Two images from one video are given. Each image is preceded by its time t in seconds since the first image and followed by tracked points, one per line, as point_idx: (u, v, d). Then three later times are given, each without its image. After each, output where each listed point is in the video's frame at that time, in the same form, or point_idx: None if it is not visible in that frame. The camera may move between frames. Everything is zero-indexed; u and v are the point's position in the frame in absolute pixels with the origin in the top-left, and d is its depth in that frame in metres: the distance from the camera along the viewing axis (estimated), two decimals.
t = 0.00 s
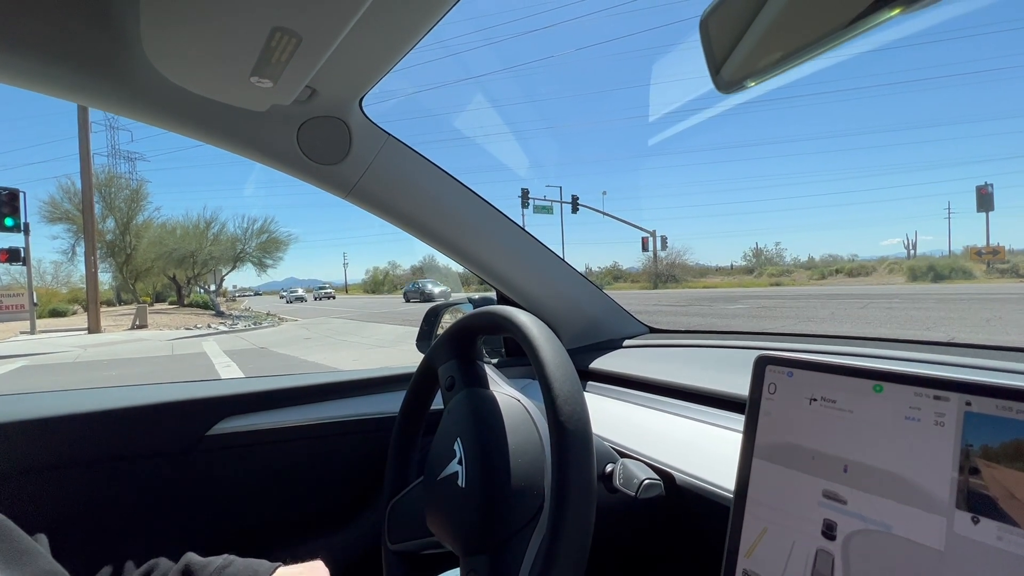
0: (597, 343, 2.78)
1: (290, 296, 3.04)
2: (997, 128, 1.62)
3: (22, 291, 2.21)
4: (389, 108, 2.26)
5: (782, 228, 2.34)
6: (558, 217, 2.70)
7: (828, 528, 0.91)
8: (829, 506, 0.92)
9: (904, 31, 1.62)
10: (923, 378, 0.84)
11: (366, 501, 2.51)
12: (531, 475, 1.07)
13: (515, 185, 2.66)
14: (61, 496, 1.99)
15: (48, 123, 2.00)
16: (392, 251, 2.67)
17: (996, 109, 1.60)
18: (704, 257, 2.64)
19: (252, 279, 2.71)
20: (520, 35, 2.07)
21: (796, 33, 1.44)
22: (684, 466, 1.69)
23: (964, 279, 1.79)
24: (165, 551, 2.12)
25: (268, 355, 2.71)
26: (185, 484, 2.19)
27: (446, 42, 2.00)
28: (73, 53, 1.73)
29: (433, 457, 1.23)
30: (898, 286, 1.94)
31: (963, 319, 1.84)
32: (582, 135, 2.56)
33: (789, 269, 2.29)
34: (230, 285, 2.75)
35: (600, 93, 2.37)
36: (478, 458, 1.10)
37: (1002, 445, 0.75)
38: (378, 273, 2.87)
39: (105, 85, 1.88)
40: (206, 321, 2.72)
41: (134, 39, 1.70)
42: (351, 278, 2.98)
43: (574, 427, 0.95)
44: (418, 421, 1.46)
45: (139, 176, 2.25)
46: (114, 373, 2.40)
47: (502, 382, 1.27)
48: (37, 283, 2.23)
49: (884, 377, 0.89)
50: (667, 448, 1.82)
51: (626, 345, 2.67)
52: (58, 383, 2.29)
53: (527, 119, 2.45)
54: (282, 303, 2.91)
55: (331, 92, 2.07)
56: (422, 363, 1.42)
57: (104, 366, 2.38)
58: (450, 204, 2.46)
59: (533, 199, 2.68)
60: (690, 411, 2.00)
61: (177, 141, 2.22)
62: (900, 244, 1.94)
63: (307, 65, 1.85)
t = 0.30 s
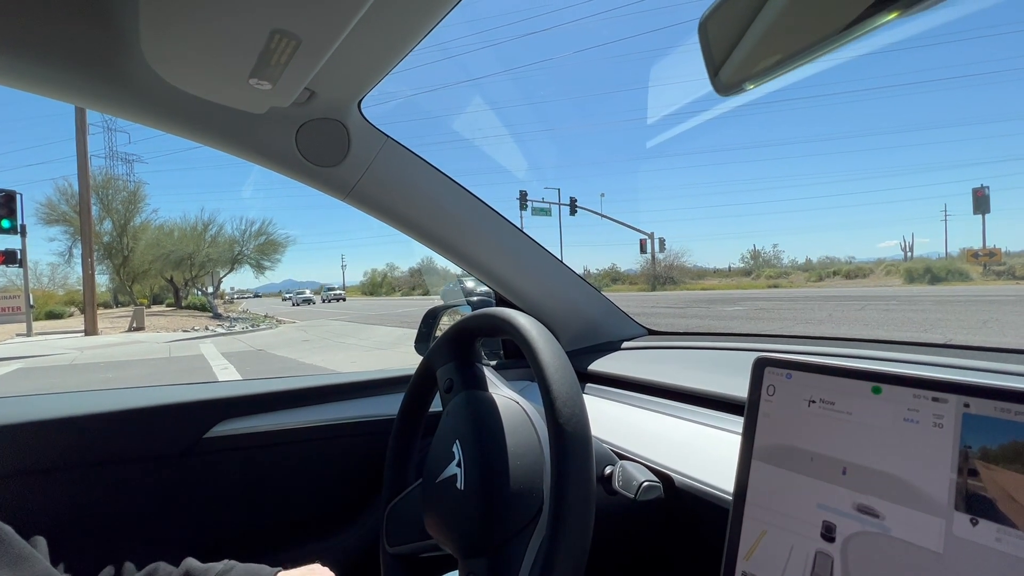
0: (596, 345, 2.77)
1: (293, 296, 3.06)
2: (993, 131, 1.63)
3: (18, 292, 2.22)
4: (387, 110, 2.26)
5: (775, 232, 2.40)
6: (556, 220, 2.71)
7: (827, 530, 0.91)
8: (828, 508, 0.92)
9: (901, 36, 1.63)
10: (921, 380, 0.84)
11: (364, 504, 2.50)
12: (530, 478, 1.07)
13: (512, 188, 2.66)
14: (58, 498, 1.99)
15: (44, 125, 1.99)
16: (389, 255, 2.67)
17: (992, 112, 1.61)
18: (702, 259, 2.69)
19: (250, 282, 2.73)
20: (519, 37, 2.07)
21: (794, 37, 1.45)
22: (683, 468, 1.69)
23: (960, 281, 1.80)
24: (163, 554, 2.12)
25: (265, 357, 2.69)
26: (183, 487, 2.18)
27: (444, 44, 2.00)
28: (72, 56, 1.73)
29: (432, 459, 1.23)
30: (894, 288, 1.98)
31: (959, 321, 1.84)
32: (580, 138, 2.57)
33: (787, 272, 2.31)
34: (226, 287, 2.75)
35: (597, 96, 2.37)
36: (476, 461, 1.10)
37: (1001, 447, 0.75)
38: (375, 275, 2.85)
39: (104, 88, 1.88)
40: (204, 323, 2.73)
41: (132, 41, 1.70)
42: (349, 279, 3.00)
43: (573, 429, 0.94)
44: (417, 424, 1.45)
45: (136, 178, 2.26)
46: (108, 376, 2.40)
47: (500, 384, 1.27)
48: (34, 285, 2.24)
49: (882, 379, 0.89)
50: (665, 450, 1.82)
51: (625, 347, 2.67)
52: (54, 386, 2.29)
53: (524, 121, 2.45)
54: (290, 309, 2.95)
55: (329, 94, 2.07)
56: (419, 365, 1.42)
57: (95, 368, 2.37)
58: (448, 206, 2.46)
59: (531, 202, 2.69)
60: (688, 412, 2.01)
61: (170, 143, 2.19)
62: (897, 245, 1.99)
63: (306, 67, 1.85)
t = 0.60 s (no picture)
0: (593, 346, 2.78)
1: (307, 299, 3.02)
2: (989, 132, 1.64)
3: (14, 294, 2.21)
4: (385, 112, 2.26)
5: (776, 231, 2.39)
6: (554, 220, 2.71)
7: (823, 531, 0.92)
8: (823, 509, 0.92)
9: (897, 38, 1.64)
10: (916, 382, 0.85)
11: (363, 505, 2.50)
12: (528, 479, 1.07)
13: (510, 189, 2.67)
14: (56, 500, 1.98)
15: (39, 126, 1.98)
16: (386, 256, 2.68)
17: (987, 113, 1.62)
18: (700, 259, 2.68)
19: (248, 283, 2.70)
20: (517, 38, 2.07)
21: (789, 42, 1.46)
22: (680, 469, 1.70)
23: (956, 281, 1.80)
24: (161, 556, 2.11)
25: (263, 359, 2.69)
26: (181, 489, 2.18)
27: (442, 45, 2.00)
28: (69, 57, 1.73)
29: (430, 461, 1.23)
30: (891, 289, 2.00)
31: (955, 322, 1.86)
32: (577, 139, 2.58)
33: (785, 271, 2.34)
34: (225, 289, 2.75)
35: (595, 97, 2.38)
36: (474, 462, 1.11)
37: (994, 448, 0.76)
38: (374, 276, 2.85)
39: (101, 90, 1.89)
40: (202, 324, 2.69)
41: (130, 43, 1.70)
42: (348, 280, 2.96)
43: (571, 430, 0.95)
44: (415, 426, 1.46)
45: (134, 179, 2.28)
46: (104, 377, 2.37)
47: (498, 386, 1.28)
48: (30, 286, 2.24)
49: (877, 380, 0.90)
50: (663, 451, 1.83)
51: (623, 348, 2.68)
52: (50, 387, 2.27)
53: (522, 122, 2.46)
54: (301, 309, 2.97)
55: (328, 96, 2.08)
56: (418, 367, 1.43)
57: (91, 370, 2.36)
58: (447, 208, 2.47)
59: (529, 203, 2.69)
60: (685, 413, 2.02)
61: (168, 144, 2.20)
62: (893, 246, 2.00)
63: (304, 69, 1.85)
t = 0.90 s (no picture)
0: (591, 346, 2.78)
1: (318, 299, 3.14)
2: (986, 131, 1.64)
3: (11, 295, 2.21)
4: (383, 112, 2.26)
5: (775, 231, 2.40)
6: (552, 220, 2.71)
7: (819, 529, 0.92)
8: (820, 507, 0.93)
9: (894, 38, 1.64)
10: (912, 380, 0.85)
11: (361, 505, 2.50)
12: (526, 478, 1.07)
13: (509, 188, 2.67)
14: (53, 501, 1.98)
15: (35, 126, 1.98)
16: (385, 256, 2.68)
17: (987, 114, 1.63)
18: (699, 259, 2.69)
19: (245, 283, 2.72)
20: (514, 38, 2.08)
21: (784, 43, 1.47)
22: (679, 469, 1.70)
23: (954, 280, 1.80)
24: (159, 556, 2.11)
25: (261, 359, 2.69)
26: (179, 489, 2.18)
27: (439, 45, 2.00)
28: (65, 57, 1.73)
29: (428, 461, 1.23)
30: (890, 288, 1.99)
31: (954, 320, 1.86)
32: (575, 139, 2.58)
33: (783, 271, 2.30)
34: (222, 289, 2.77)
35: (592, 97, 2.39)
36: (472, 462, 1.11)
37: (989, 446, 0.76)
38: (371, 276, 2.85)
39: (99, 91, 1.89)
40: (198, 325, 2.77)
41: (126, 42, 1.69)
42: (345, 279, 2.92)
43: (568, 430, 0.95)
44: (413, 425, 1.46)
45: (131, 179, 2.27)
46: (102, 377, 2.34)
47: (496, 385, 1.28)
48: (27, 287, 2.25)
49: (873, 379, 0.90)
50: (662, 450, 1.83)
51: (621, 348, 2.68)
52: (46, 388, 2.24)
53: (520, 122, 2.46)
54: (299, 308, 2.97)
55: (325, 96, 2.07)
56: (416, 367, 1.43)
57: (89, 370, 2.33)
58: (445, 208, 2.46)
59: (528, 203, 2.70)
60: (683, 412, 2.02)
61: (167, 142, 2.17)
62: (891, 245, 2.00)
63: (301, 69, 1.85)
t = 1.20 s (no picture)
0: (590, 344, 2.78)
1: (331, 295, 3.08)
2: (984, 128, 1.65)
3: (8, 293, 2.21)
4: (381, 110, 2.26)
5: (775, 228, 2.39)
6: (550, 218, 2.71)
7: (816, 525, 0.92)
8: (817, 503, 0.93)
9: (891, 36, 1.64)
10: (909, 377, 0.85)
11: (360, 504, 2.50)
12: (524, 476, 1.07)
13: (507, 187, 2.67)
14: (51, 500, 1.98)
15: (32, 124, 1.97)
16: (383, 254, 2.67)
17: (981, 112, 1.63)
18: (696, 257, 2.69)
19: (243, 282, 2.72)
20: (513, 36, 2.08)
21: (782, 40, 1.47)
22: (677, 466, 1.70)
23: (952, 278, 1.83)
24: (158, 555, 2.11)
25: (259, 358, 2.68)
26: (177, 488, 2.18)
27: (437, 43, 2.00)
28: (61, 54, 1.72)
29: (426, 459, 1.23)
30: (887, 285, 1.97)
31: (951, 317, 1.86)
32: (573, 137, 2.59)
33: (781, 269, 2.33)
34: (219, 288, 2.75)
35: (590, 95, 2.39)
36: (470, 460, 1.11)
37: (985, 442, 0.77)
38: (370, 273, 2.87)
39: (96, 89, 1.88)
40: (197, 323, 2.75)
41: (123, 40, 1.69)
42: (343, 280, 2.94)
43: (566, 427, 0.95)
44: (411, 424, 1.46)
45: (128, 178, 2.26)
46: (100, 377, 2.35)
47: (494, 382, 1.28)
48: (24, 286, 2.21)
49: (870, 376, 0.90)
50: (659, 447, 1.83)
51: (619, 346, 2.69)
52: (43, 387, 2.25)
53: (518, 120, 2.46)
54: (297, 307, 2.97)
55: (323, 94, 2.07)
56: (414, 365, 1.43)
57: (86, 370, 2.33)
58: (443, 206, 2.46)
59: (526, 201, 2.69)
60: (681, 410, 2.02)
61: (164, 141, 2.17)
62: (888, 244, 2.00)
63: (298, 67, 1.85)
